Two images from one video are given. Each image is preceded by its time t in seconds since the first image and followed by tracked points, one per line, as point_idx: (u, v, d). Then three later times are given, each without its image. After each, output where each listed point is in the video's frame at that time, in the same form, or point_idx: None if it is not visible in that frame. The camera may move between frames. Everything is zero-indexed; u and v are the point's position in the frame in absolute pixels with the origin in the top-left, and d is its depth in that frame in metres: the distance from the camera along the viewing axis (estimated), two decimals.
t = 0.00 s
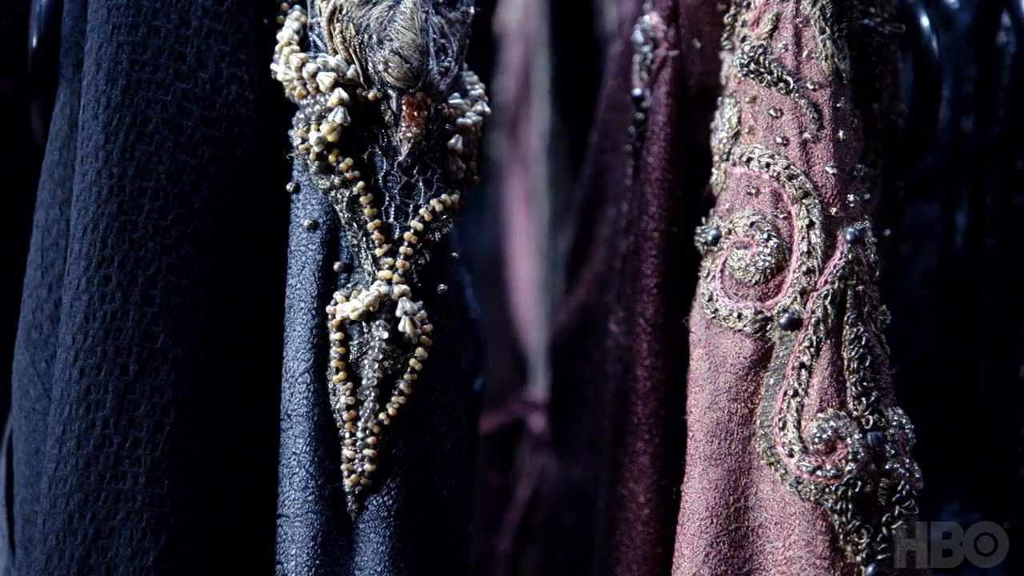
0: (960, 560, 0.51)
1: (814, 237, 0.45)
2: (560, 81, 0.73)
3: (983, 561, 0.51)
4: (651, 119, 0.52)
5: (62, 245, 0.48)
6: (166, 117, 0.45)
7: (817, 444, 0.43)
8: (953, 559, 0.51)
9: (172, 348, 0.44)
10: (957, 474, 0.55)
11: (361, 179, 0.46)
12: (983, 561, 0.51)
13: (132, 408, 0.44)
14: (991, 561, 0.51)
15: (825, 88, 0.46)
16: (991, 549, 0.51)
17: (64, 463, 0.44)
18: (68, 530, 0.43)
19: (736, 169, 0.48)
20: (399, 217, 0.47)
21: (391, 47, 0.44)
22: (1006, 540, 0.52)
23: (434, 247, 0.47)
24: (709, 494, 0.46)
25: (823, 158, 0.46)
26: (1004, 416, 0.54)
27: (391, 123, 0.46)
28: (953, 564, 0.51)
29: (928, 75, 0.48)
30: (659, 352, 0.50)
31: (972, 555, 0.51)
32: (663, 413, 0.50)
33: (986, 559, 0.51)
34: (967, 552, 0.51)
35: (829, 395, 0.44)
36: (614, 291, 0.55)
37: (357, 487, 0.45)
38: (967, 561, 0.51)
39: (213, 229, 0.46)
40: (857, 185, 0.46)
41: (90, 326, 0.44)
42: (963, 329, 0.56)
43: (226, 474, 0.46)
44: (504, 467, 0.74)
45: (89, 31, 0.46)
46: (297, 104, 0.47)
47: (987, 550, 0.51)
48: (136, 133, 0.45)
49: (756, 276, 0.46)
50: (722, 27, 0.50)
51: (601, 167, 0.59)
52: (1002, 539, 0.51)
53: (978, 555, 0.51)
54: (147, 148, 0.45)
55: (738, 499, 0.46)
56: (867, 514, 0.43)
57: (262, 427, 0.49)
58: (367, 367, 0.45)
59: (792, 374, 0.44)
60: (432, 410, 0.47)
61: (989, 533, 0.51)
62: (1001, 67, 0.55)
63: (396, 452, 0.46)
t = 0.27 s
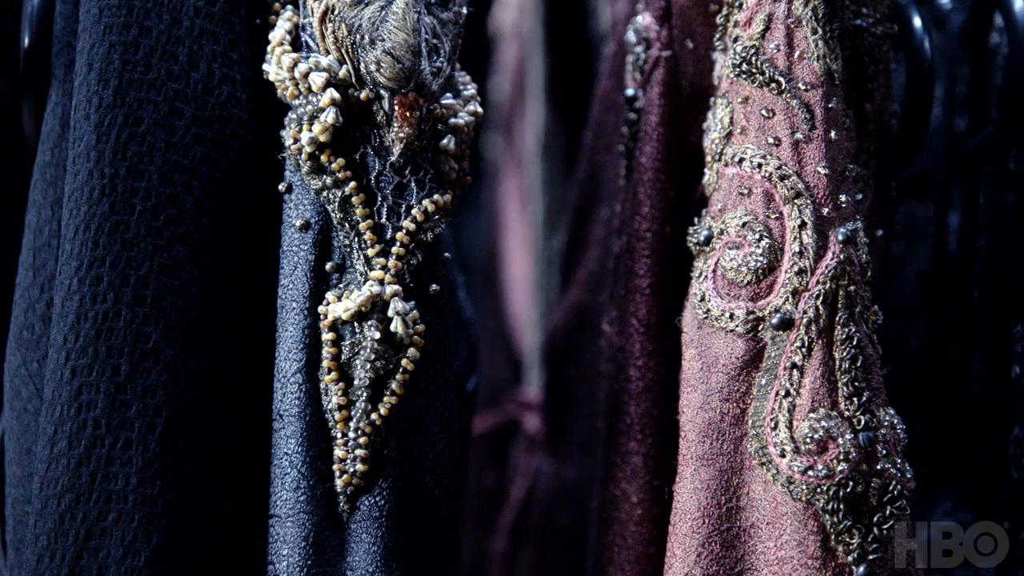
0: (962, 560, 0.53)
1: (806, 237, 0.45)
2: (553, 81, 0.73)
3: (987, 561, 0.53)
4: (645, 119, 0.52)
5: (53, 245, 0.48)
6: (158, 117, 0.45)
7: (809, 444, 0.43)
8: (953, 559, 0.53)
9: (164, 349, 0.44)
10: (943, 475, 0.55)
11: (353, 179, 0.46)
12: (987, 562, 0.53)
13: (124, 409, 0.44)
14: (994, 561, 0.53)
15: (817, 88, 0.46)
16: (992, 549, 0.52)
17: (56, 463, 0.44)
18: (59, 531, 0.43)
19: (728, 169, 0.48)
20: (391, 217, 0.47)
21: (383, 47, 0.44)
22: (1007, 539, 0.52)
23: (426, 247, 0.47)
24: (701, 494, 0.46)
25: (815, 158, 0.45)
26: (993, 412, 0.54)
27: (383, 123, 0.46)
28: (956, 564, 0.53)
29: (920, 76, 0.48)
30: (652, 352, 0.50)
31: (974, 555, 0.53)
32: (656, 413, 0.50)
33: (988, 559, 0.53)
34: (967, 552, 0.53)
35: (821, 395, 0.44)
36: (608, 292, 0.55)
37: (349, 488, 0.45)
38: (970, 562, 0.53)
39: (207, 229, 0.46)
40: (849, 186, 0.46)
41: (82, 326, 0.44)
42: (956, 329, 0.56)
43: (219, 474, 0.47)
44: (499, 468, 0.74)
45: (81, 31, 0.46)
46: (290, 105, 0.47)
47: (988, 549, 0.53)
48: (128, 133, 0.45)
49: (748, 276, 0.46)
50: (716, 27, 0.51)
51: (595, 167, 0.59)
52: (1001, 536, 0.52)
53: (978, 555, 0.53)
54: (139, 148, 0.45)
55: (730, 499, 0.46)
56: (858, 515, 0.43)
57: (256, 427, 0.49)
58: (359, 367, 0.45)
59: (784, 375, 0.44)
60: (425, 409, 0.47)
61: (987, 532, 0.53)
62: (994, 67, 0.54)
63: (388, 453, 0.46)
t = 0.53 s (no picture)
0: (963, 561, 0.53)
1: (795, 237, 0.45)
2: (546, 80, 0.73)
3: (987, 563, 0.52)
4: (635, 119, 0.52)
5: (42, 245, 0.48)
6: (147, 116, 0.45)
7: (798, 444, 0.43)
8: (953, 559, 0.53)
9: (153, 348, 0.44)
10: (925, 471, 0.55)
11: (342, 179, 0.46)
12: (987, 564, 0.52)
13: (112, 409, 0.44)
14: (993, 563, 0.52)
15: (806, 88, 0.46)
16: (992, 550, 0.52)
17: (44, 463, 0.44)
18: (47, 531, 0.43)
19: (718, 168, 0.48)
20: (381, 216, 0.47)
21: (373, 47, 0.44)
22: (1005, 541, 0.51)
23: (415, 247, 0.47)
24: (690, 494, 0.46)
25: (803, 158, 0.45)
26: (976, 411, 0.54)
27: (373, 123, 0.46)
28: (955, 564, 0.53)
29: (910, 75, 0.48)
30: (642, 352, 0.50)
31: (973, 556, 0.52)
32: (646, 413, 0.50)
33: (989, 561, 0.52)
34: (967, 552, 0.53)
35: (810, 395, 0.44)
36: (598, 291, 0.55)
37: (338, 487, 0.45)
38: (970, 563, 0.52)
39: (196, 229, 0.46)
40: (837, 185, 0.47)
41: (70, 325, 0.44)
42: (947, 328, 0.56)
43: (208, 474, 0.47)
44: (491, 467, 0.74)
45: (70, 30, 0.46)
46: (279, 104, 0.47)
47: (988, 550, 0.52)
48: (117, 132, 0.45)
49: (737, 276, 0.46)
50: (705, 27, 0.51)
51: (586, 167, 0.59)
52: (1003, 539, 0.51)
53: (978, 556, 0.52)
54: (128, 148, 0.45)
55: (720, 499, 0.46)
56: (846, 514, 0.43)
57: (244, 427, 0.49)
58: (348, 367, 0.45)
59: (773, 374, 0.44)
60: (414, 409, 0.47)
61: (986, 533, 0.52)
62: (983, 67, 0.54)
63: (377, 453, 0.46)
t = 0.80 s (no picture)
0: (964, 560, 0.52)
1: (779, 237, 0.45)
2: (535, 80, 0.73)
3: (987, 564, 0.51)
4: (620, 119, 0.52)
5: (25, 245, 0.48)
6: (130, 116, 0.45)
7: (781, 444, 0.43)
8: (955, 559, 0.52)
9: (136, 349, 0.44)
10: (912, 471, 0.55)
11: (326, 179, 0.46)
12: (987, 564, 0.51)
13: (95, 409, 0.44)
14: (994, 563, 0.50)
15: (789, 88, 0.46)
16: (992, 550, 0.50)
17: (26, 463, 0.43)
18: (29, 531, 0.43)
19: (701, 168, 0.48)
20: (364, 216, 0.47)
21: (356, 47, 0.44)
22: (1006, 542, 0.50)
23: (399, 247, 0.47)
24: (673, 494, 0.46)
25: (786, 158, 0.46)
26: (962, 412, 0.54)
27: (356, 122, 0.46)
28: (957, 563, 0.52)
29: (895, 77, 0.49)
30: (627, 352, 0.50)
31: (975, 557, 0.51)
32: (631, 413, 0.50)
33: (989, 561, 0.51)
34: (968, 552, 0.52)
35: (793, 395, 0.44)
36: (583, 291, 0.55)
37: (321, 487, 0.45)
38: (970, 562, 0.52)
39: (179, 229, 0.46)
40: (821, 185, 0.46)
41: (52, 325, 0.44)
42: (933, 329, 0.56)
43: (192, 475, 0.47)
44: (479, 467, 0.74)
45: (52, 30, 0.46)
46: (263, 104, 0.47)
47: (989, 550, 0.51)
48: (100, 132, 0.44)
49: (720, 276, 0.46)
50: (689, 27, 0.51)
51: (572, 167, 0.59)
52: (1001, 540, 0.50)
53: (978, 556, 0.51)
54: (111, 147, 0.45)
55: (703, 499, 0.46)
56: (829, 514, 0.43)
57: (227, 427, 0.49)
58: (331, 367, 0.45)
59: (756, 374, 0.45)
60: (398, 409, 0.47)
61: (985, 533, 0.51)
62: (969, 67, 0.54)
63: (360, 453, 0.46)
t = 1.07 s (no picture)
0: (964, 560, 0.51)
1: (761, 237, 0.45)
2: (523, 79, 0.73)
3: (988, 564, 0.49)
4: (604, 119, 0.52)
5: (7, 244, 0.48)
6: (112, 116, 0.45)
7: (762, 443, 0.43)
8: (955, 558, 0.51)
9: (117, 349, 0.44)
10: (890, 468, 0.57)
11: (308, 179, 0.46)
12: (986, 564, 0.49)
13: (76, 409, 0.43)
14: (993, 563, 0.49)
15: (772, 89, 0.46)
16: (991, 550, 0.49)
17: (6, 464, 0.43)
18: (10, 531, 0.43)
19: (684, 169, 0.48)
20: (347, 216, 0.47)
21: (339, 47, 0.44)
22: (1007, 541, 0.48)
23: (382, 247, 0.47)
24: (656, 494, 0.46)
25: (769, 158, 0.46)
26: (946, 413, 0.54)
27: (339, 123, 0.46)
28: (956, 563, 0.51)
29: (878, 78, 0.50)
30: (611, 352, 0.50)
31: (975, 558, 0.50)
32: (615, 413, 0.50)
33: (989, 562, 0.49)
34: (967, 552, 0.50)
35: (775, 394, 0.44)
36: (567, 291, 0.55)
37: (303, 488, 0.45)
38: (970, 563, 0.50)
39: (161, 229, 0.46)
40: (803, 185, 0.47)
41: (34, 326, 0.44)
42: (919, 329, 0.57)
43: (173, 475, 0.47)
44: (466, 467, 0.74)
45: (33, 29, 0.46)
46: (246, 104, 0.47)
47: (989, 549, 0.49)
48: (81, 132, 0.44)
49: (703, 276, 0.46)
50: (672, 28, 0.50)
51: (557, 167, 0.59)
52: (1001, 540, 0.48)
53: (978, 556, 0.49)
54: (93, 147, 0.44)
55: (685, 499, 0.46)
56: (811, 513, 0.43)
57: (209, 427, 0.49)
58: (313, 367, 0.45)
59: (738, 374, 0.45)
60: (381, 409, 0.47)
61: (986, 532, 0.49)
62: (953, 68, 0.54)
63: (343, 453, 0.46)
